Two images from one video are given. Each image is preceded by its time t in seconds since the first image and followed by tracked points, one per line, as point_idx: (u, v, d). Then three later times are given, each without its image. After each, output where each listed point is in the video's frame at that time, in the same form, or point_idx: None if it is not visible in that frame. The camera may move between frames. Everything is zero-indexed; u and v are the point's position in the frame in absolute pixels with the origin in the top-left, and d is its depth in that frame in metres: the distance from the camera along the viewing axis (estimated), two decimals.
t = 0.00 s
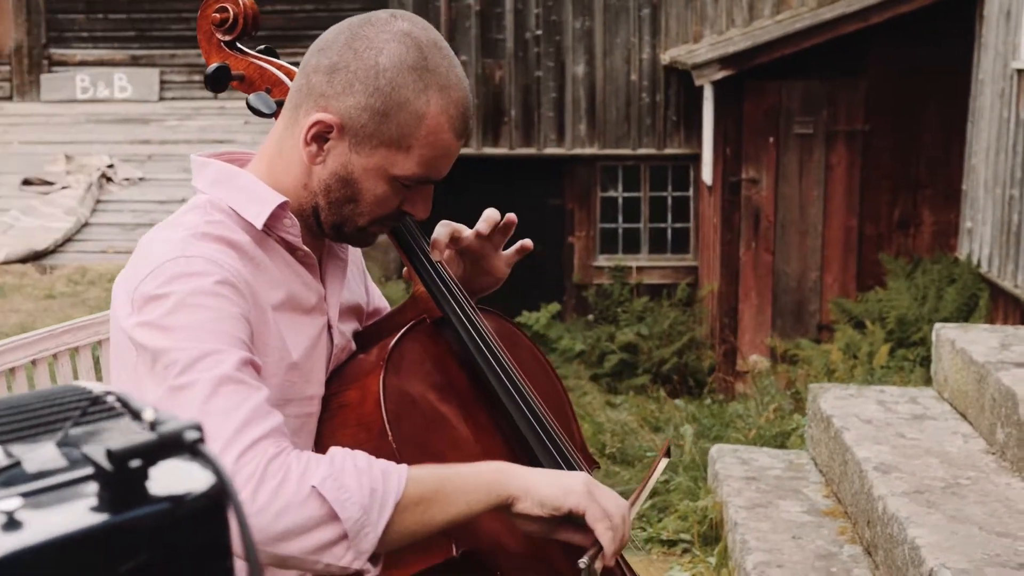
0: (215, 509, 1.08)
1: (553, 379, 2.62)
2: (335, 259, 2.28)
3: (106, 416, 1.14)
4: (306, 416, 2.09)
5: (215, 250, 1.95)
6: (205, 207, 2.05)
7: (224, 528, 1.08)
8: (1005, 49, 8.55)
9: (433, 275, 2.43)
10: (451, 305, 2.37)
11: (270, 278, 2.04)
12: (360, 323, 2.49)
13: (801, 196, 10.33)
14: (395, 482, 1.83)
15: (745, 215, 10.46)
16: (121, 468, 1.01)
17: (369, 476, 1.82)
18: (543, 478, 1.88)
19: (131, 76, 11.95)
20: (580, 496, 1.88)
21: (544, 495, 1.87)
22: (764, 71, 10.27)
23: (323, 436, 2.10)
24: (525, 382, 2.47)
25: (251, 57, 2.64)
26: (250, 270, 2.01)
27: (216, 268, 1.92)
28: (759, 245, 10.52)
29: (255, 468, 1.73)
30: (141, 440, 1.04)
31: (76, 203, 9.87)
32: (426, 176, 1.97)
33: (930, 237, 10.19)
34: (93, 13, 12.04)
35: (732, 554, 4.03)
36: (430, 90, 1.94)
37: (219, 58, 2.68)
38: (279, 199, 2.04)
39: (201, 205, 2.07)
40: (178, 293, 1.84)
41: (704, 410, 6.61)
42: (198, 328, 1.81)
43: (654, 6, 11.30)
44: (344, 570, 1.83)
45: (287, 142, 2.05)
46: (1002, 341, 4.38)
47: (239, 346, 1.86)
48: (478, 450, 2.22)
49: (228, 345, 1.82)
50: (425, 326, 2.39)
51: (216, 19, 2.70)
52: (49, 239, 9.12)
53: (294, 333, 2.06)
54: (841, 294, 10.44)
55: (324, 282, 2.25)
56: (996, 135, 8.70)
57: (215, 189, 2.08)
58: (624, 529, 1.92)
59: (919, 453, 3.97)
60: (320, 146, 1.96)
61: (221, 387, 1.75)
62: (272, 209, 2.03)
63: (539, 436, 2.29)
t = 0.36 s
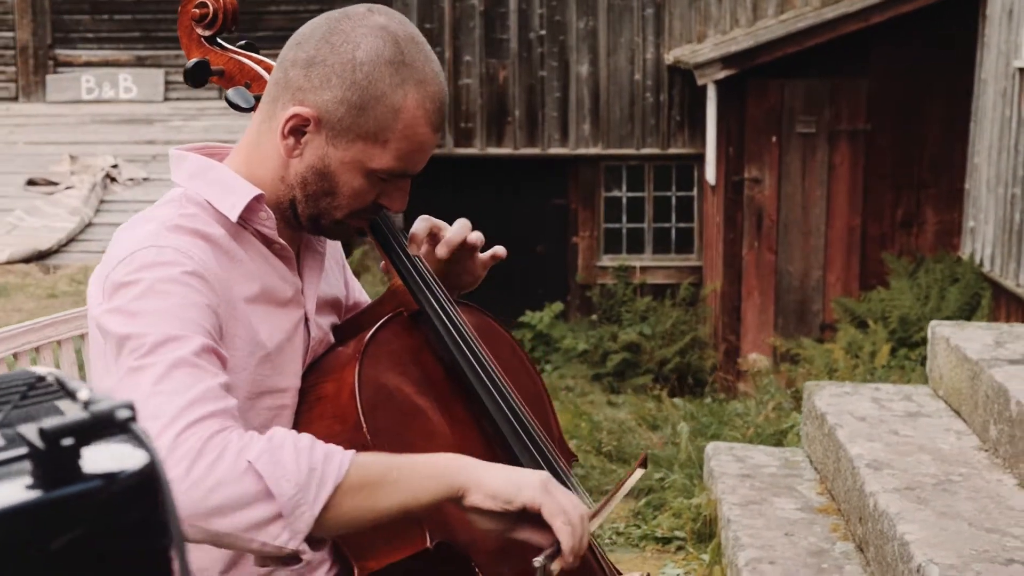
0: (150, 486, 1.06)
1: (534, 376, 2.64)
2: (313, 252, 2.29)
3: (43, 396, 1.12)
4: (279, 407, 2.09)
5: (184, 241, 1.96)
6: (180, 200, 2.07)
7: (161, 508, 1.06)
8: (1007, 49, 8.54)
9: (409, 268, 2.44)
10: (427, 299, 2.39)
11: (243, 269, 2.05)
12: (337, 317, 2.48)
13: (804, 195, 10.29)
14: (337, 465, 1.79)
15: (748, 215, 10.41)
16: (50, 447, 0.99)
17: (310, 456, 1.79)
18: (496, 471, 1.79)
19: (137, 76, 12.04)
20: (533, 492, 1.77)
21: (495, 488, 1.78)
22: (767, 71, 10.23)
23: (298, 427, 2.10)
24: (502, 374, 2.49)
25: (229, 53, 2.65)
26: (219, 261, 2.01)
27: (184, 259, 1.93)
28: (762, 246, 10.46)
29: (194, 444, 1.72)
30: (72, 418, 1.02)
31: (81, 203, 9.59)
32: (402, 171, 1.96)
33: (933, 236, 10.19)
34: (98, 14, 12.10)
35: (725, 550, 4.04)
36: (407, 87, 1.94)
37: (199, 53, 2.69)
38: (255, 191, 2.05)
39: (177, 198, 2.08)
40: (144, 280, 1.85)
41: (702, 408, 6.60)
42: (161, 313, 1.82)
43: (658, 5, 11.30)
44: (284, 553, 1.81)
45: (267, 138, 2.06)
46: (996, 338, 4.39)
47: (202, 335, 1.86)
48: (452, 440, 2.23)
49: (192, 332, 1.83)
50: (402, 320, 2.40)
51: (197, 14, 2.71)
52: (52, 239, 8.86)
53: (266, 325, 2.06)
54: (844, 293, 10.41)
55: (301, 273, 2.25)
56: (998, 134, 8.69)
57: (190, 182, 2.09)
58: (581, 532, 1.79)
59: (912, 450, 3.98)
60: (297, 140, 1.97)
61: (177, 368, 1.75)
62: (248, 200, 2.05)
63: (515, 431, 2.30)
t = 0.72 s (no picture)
0: (72, 470, 1.11)
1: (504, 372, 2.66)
2: (283, 249, 2.30)
3: None
4: (243, 402, 2.10)
5: (147, 237, 1.97)
6: (148, 197, 2.09)
7: (83, 489, 1.12)
8: (1005, 49, 8.54)
9: (378, 267, 2.47)
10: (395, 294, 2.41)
11: (209, 265, 2.07)
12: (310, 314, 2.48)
13: (803, 194, 10.28)
14: (269, 450, 1.76)
15: (747, 215, 10.40)
16: None
17: (242, 441, 1.76)
18: (435, 472, 1.74)
19: (137, 76, 12.06)
20: (472, 493, 1.71)
21: (433, 487, 1.72)
22: (766, 71, 10.22)
23: (263, 423, 2.11)
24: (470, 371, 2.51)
25: (202, 52, 2.67)
26: (181, 258, 2.02)
27: (144, 254, 1.93)
28: (761, 245, 10.45)
29: (126, 424, 1.70)
30: None
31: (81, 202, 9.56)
32: (367, 171, 1.98)
33: (932, 237, 10.20)
34: (100, 15, 12.15)
35: (712, 547, 4.05)
36: (374, 87, 1.95)
37: (172, 53, 2.71)
38: (223, 188, 2.08)
39: (145, 195, 2.10)
40: (102, 271, 1.86)
41: (696, 407, 6.60)
42: (119, 301, 1.81)
43: (658, 6, 11.30)
44: (207, 536, 1.76)
45: (234, 136, 2.09)
46: (984, 337, 4.40)
47: (157, 329, 1.85)
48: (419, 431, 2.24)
49: (145, 322, 1.83)
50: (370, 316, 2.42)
51: (169, 14, 2.72)
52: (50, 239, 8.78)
53: (227, 320, 2.06)
54: (842, 293, 10.40)
55: (270, 269, 2.26)
56: (996, 134, 8.70)
57: (159, 180, 2.12)
58: (524, 537, 1.71)
59: (899, 448, 3.99)
60: (264, 138, 2.00)
61: (125, 353, 1.74)
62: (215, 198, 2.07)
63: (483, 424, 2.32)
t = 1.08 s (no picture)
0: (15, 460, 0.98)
1: (490, 367, 2.69)
2: (268, 245, 2.32)
3: None
4: (225, 396, 2.12)
5: (130, 232, 2.00)
6: (132, 193, 2.12)
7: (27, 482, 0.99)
8: (1012, 49, 8.52)
9: (361, 263, 2.51)
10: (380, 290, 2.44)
11: (192, 260, 2.10)
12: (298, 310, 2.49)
13: (810, 194, 10.27)
14: (219, 440, 1.78)
15: (754, 216, 10.39)
16: None
17: (191, 430, 1.78)
18: (392, 467, 1.75)
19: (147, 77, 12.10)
20: (429, 488, 1.71)
21: (390, 483, 1.73)
22: (773, 71, 10.20)
23: (244, 420, 2.14)
24: (453, 363, 2.55)
25: (192, 51, 2.69)
26: (164, 254, 2.04)
27: (125, 249, 1.96)
28: (768, 245, 10.45)
29: (79, 408, 1.74)
30: None
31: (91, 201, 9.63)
32: (349, 160, 2.01)
33: (939, 238, 10.19)
34: (110, 15, 12.20)
35: (710, 546, 4.07)
36: (351, 77, 1.98)
37: (162, 51, 2.73)
38: (206, 184, 2.10)
39: (131, 192, 2.13)
40: (81, 264, 1.89)
41: (698, 406, 6.59)
42: (94, 294, 1.85)
43: (667, 6, 11.24)
44: (152, 522, 1.79)
45: (216, 133, 2.12)
46: (984, 337, 4.41)
47: (131, 321, 1.88)
48: (403, 423, 2.29)
49: (118, 315, 1.85)
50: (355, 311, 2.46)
51: (158, 13, 2.74)
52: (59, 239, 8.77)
53: (208, 315, 2.09)
54: (849, 293, 10.38)
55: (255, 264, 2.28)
56: (1003, 134, 8.68)
57: (144, 177, 2.14)
58: (484, 532, 1.70)
59: (896, 446, 4.00)
60: (245, 133, 2.03)
61: (88, 342, 1.78)
62: (198, 193, 2.10)
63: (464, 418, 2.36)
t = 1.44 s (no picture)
0: None
1: (471, 365, 2.74)
2: (247, 244, 2.34)
3: None
4: (200, 392, 2.15)
5: (106, 229, 2.03)
6: (112, 193, 2.14)
7: None
8: (1010, 49, 8.52)
9: (343, 262, 2.57)
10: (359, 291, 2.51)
11: (169, 259, 2.12)
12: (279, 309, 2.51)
13: (809, 194, 10.27)
14: (167, 439, 1.80)
15: (753, 215, 10.38)
16: None
17: (140, 426, 1.80)
18: (345, 477, 1.79)
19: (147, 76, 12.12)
20: (382, 496, 1.76)
21: (343, 492, 1.77)
22: (771, 71, 10.21)
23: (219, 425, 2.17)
24: (434, 362, 2.62)
25: (174, 52, 2.72)
26: (141, 252, 2.07)
27: (101, 246, 1.99)
28: (767, 245, 10.46)
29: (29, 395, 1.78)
30: None
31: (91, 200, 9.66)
32: (327, 162, 2.04)
33: (938, 237, 10.21)
34: (113, 15, 12.20)
35: (700, 543, 4.08)
36: (329, 82, 2.00)
37: (145, 53, 2.76)
38: (183, 183, 2.13)
39: (110, 192, 2.16)
40: (56, 259, 1.93)
41: (694, 405, 6.59)
42: (69, 289, 1.88)
43: (667, 7, 11.20)
44: (93, 516, 1.80)
45: (197, 135, 2.14)
46: (974, 336, 4.44)
47: (102, 317, 1.91)
48: (379, 420, 2.37)
49: (91, 311, 1.89)
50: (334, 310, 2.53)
51: (141, 15, 2.77)
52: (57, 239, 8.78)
53: (187, 314, 2.12)
54: (848, 293, 10.37)
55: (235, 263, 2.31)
56: (1002, 133, 8.68)
57: (124, 177, 2.17)
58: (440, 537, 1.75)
59: (885, 445, 4.02)
60: (225, 135, 2.05)
61: (57, 332, 1.82)
62: (176, 192, 2.12)
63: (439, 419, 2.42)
